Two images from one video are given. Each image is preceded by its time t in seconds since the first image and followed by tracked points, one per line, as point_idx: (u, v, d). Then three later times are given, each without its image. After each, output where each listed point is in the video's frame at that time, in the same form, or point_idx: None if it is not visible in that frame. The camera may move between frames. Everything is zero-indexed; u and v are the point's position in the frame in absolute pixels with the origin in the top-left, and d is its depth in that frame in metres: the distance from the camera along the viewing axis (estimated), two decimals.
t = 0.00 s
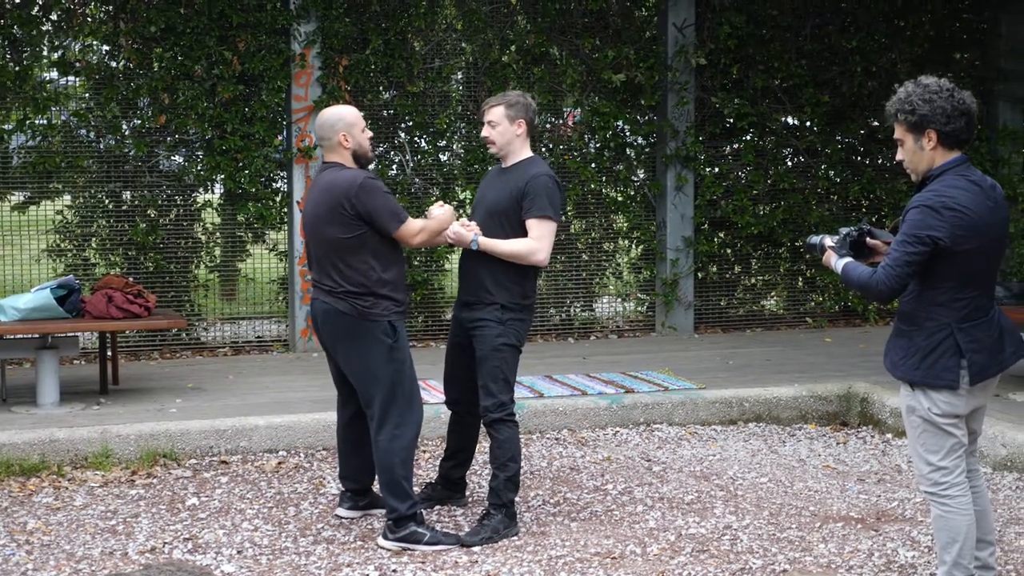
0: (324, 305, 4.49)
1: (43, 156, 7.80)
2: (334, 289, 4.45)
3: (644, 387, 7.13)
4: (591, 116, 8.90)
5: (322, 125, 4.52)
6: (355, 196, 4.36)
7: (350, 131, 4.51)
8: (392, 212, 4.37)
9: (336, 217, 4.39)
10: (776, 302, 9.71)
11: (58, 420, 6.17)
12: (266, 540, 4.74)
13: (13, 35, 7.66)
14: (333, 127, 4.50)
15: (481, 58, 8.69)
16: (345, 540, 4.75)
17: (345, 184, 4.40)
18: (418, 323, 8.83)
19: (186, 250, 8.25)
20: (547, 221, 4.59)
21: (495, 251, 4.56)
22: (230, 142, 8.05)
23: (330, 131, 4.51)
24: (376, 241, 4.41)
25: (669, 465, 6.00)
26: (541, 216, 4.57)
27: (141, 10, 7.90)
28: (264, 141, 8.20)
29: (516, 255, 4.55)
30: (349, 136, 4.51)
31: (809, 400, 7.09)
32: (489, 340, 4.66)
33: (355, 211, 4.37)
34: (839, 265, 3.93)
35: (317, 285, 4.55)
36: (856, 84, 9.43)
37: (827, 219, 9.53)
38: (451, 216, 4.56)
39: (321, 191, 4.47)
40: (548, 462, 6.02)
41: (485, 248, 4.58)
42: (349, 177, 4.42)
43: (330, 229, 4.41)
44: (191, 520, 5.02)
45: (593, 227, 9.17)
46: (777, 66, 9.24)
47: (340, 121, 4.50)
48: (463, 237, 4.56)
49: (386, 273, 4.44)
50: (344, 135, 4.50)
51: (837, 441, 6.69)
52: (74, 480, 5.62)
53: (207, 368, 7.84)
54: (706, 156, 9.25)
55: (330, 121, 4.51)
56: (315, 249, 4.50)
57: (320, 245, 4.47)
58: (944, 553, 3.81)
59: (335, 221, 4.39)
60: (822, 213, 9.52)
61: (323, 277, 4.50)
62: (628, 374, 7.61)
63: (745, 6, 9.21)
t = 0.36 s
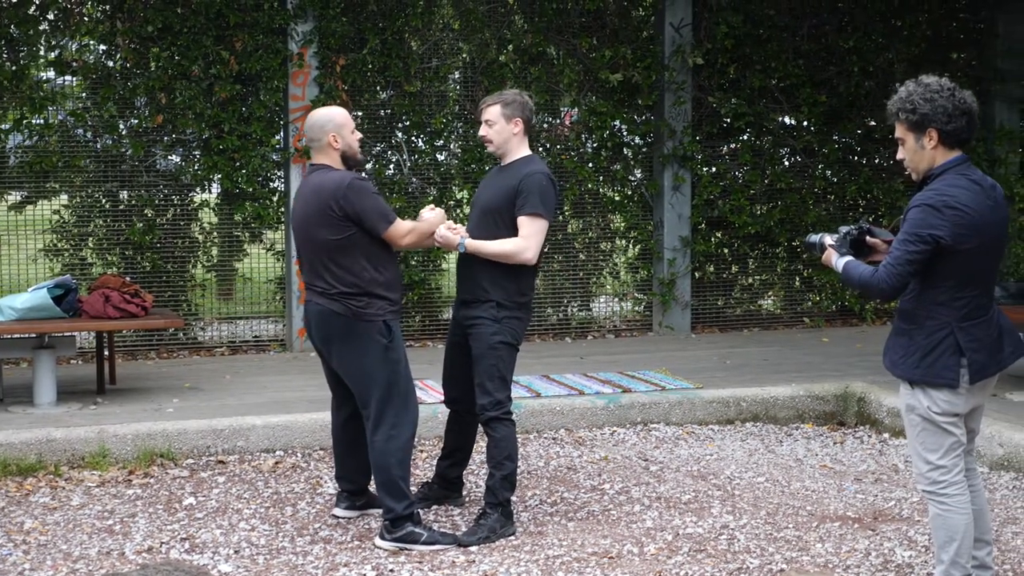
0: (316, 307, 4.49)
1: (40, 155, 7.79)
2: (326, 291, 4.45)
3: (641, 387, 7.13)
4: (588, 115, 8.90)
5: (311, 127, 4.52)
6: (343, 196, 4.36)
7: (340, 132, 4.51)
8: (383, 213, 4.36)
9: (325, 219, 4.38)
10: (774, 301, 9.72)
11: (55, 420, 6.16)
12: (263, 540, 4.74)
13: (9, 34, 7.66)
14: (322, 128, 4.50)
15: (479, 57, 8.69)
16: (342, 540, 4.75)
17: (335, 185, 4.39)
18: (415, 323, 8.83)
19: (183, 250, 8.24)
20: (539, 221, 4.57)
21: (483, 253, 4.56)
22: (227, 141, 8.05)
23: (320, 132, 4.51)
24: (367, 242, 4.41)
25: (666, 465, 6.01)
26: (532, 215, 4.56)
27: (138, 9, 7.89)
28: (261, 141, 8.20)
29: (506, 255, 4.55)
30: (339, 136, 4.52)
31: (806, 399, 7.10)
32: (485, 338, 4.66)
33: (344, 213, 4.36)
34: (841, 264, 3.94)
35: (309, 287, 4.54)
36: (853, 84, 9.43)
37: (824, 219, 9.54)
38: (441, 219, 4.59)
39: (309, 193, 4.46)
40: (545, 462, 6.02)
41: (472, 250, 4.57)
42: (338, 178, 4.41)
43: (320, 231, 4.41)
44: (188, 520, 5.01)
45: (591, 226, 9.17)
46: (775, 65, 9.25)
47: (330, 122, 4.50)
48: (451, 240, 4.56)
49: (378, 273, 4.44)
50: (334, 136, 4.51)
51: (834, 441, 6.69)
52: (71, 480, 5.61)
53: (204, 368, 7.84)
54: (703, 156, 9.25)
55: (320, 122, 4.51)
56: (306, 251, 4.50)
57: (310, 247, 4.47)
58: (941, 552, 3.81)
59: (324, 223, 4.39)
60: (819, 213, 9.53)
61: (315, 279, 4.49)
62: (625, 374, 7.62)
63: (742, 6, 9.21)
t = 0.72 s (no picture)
0: (309, 307, 4.47)
1: (38, 155, 7.79)
2: (320, 289, 4.44)
3: (640, 387, 7.14)
4: (587, 115, 8.89)
5: (309, 125, 4.52)
6: (341, 193, 4.35)
7: (338, 130, 4.51)
8: (380, 210, 4.36)
9: (322, 216, 4.38)
10: (772, 302, 9.72)
11: (54, 420, 6.16)
12: (261, 540, 4.74)
13: (7, 34, 7.65)
14: (320, 126, 4.49)
15: (477, 57, 8.69)
16: (341, 540, 4.75)
17: (332, 182, 4.39)
18: (413, 323, 8.84)
19: (181, 250, 8.24)
20: (549, 227, 4.58)
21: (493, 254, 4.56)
22: (225, 142, 8.04)
23: (318, 131, 4.50)
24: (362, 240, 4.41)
25: (664, 465, 6.01)
26: (543, 221, 4.57)
27: (136, 10, 7.89)
28: (259, 141, 8.19)
29: (514, 259, 4.55)
30: (336, 135, 4.51)
31: (804, 399, 7.10)
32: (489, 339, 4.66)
33: (341, 210, 4.36)
34: (845, 264, 3.93)
35: (300, 286, 4.53)
36: (852, 84, 9.44)
37: (822, 219, 9.55)
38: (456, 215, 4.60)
39: (307, 190, 4.46)
40: (544, 462, 6.02)
41: (483, 249, 4.57)
42: (335, 175, 4.41)
43: (316, 228, 4.40)
44: (187, 520, 5.01)
45: (589, 226, 9.18)
46: (773, 65, 9.25)
47: (328, 121, 4.50)
48: (462, 238, 4.53)
49: (372, 271, 4.44)
50: (331, 135, 4.50)
51: (832, 441, 6.69)
52: (69, 480, 5.61)
53: (202, 368, 7.84)
54: (701, 156, 9.26)
55: (318, 120, 4.50)
56: (301, 248, 4.49)
57: (305, 244, 4.46)
58: (940, 551, 3.81)
59: (321, 219, 4.38)
60: (818, 213, 9.53)
61: (308, 277, 4.48)
62: (624, 374, 7.62)
63: (741, 6, 9.22)
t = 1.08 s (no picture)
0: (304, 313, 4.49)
1: (38, 157, 7.79)
2: (313, 294, 4.44)
3: (640, 388, 7.14)
4: (586, 116, 8.90)
5: (305, 129, 4.52)
6: (332, 199, 4.35)
7: (332, 135, 4.51)
8: (371, 215, 4.35)
9: (313, 222, 4.38)
10: (772, 302, 9.72)
11: (54, 421, 6.16)
12: (261, 541, 4.74)
13: (7, 35, 7.65)
14: (316, 130, 4.49)
15: (477, 58, 8.69)
16: (341, 541, 4.74)
17: (322, 188, 4.38)
18: (413, 324, 8.84)
19: (181, 251, 8.24)
20: (546, 228, 4.58)
21: (485, 256, 4.56)
22: (225, 143, 8.05)
23: (313, 134, 4.51)
24: (354, 245, 4.40)
25: (664, 466, 6.01)
26: (541, 221, 4.56)
27: (136, 11, 7.88)
28: (259, 142, 8.19)
29: (509, 259, 4.55)
30: (331, 140, 4.52)
31: (804, 400, 7.10)
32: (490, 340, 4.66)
33: (332, 215, 4.35)
34: (848, 263, 3.92)
35: (296, 292, 4.54)
36: (851, 85, 9.44)
37: (821, 220, 9.55)
38: (445, 220, 4.66)
39: (298, 196, 4.46)
40: (543, 463, 6.02)
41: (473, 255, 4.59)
42: (326, 181, 4.40)
43: (308, 234, 4.40)
44: (186, 521, 5.01)
45: (589, 227, 9.18)
46: (773, 66, 9.26)
47: (324, 124, 4.49)
48: (451, 245, 4.59)
49: (365, 275, 4.43)
50: (327, 139, 4.51)
51: (832, 441, 6.69)
52: (69, 481, 5.61)
53: (200, 369, 7.83)
54: (701, 157, 9.26)
55: (314, 124, 4.50)
56: (295, 254, 4.50)
57: (298, 250, 4.47)
58: (941, 551, 3.81)
59: (313, 225, 4.38)
60: (817, 214, 9.54)
61: (302, 282, 4.49)
62: (624, 375, 7.61)
63: (740, 6, 9.22)
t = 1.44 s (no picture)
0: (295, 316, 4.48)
1: (40, 156, 7.80)
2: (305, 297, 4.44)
3: (641, 387, 7.14)
4: (587, 116, 8.90)
5: (299, 131, 4.50)
6: (325, 201, 4.34)
7: (328, 136, 4.50)
8: (365, 217, 4.35)
9: (305, 224, 4.37)
10: (773, 302, 9.72)
11: (55, 421, 6.16)
12: (262, 541, 4.74)
13: (8, 35, 7.65)
14: (311, 132, 4.48)
15: (478, 58, 8.69)
16: (341, 541, 4.74)
17: (314, 191, 4.37)
18: (414, 323, 8.84)
19: (182, 251, 8.24)
20: (556, 231, 4.59)
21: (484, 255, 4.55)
22: (227, 142, 8.05)
23: (308, 136, 4.49)
24: (347, 247, 4.40)
25: (665, 466, 6.00)
26: (551, 224, 4.57)
27: (138, 10, 7.88)
28: (260, 142, 8.20)
29: (511, 258, 4.54)
30: (327, 141, 4.50)
31: (805, 400, 7.10)
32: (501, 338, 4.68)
33: (324, 218, 4.35)
34: (852, 263, 3.91)
35: (288, 295, 4.53)
36: (852, 85, 9.44)
37: (823, 220, 9.55)
38: (444, 220, 4.71)
39: (290, 197, 4.44)
40: (544, 463, 6.02)
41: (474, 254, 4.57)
42: (318, 183, 4.39)
43: (301, 236, 4.40)
44: (187, 521, 5.01)
45: (590, 227, 9.18)
46: (774, 66, 9.25)
47: (319, 126, 4.48)
48: (453, 244, 4.65)
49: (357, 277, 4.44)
50: (321, 141, 4.49)
51: (833, 441, 6.69)
52: (70, 481, 5.61)
53: (201, 369, 7.83)
54: (702, 157, 9.25)
55: (309, 126, 4.48)
56: (286, 256, 4.49)
57: (291, 252, 4.45)
58: (943, 550, 3.81)
59: (305, 227, 4.37)
60: (819, 214, 9.53)
61: (294, 285, 4.48)
62: (625, 375, 7.61)
63: (741, 6, 9.22)
